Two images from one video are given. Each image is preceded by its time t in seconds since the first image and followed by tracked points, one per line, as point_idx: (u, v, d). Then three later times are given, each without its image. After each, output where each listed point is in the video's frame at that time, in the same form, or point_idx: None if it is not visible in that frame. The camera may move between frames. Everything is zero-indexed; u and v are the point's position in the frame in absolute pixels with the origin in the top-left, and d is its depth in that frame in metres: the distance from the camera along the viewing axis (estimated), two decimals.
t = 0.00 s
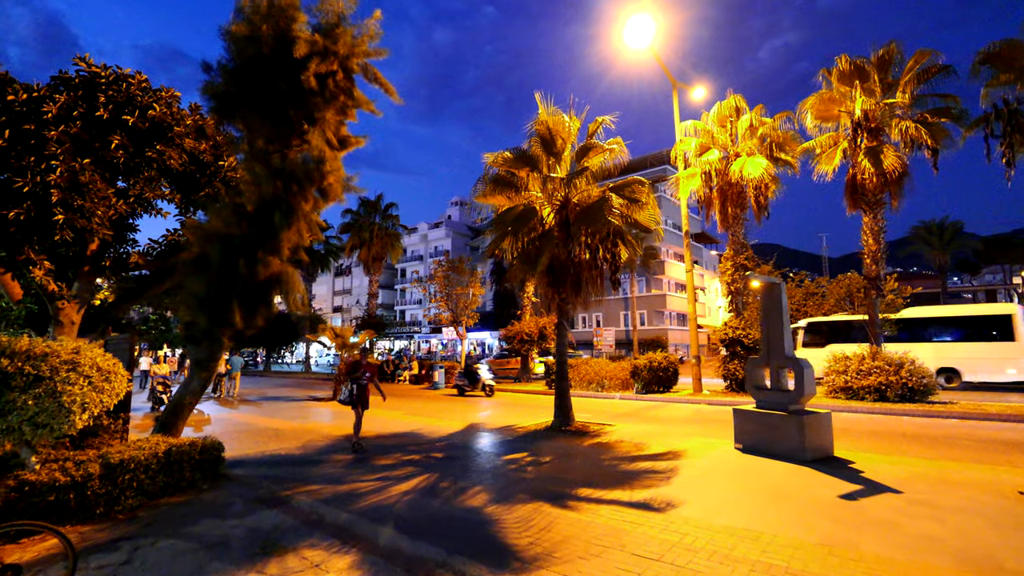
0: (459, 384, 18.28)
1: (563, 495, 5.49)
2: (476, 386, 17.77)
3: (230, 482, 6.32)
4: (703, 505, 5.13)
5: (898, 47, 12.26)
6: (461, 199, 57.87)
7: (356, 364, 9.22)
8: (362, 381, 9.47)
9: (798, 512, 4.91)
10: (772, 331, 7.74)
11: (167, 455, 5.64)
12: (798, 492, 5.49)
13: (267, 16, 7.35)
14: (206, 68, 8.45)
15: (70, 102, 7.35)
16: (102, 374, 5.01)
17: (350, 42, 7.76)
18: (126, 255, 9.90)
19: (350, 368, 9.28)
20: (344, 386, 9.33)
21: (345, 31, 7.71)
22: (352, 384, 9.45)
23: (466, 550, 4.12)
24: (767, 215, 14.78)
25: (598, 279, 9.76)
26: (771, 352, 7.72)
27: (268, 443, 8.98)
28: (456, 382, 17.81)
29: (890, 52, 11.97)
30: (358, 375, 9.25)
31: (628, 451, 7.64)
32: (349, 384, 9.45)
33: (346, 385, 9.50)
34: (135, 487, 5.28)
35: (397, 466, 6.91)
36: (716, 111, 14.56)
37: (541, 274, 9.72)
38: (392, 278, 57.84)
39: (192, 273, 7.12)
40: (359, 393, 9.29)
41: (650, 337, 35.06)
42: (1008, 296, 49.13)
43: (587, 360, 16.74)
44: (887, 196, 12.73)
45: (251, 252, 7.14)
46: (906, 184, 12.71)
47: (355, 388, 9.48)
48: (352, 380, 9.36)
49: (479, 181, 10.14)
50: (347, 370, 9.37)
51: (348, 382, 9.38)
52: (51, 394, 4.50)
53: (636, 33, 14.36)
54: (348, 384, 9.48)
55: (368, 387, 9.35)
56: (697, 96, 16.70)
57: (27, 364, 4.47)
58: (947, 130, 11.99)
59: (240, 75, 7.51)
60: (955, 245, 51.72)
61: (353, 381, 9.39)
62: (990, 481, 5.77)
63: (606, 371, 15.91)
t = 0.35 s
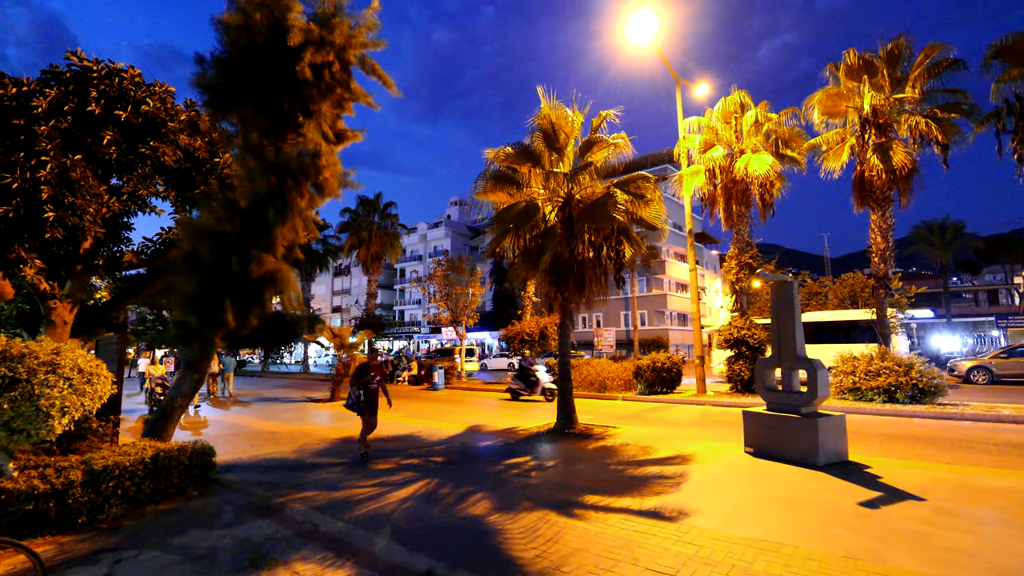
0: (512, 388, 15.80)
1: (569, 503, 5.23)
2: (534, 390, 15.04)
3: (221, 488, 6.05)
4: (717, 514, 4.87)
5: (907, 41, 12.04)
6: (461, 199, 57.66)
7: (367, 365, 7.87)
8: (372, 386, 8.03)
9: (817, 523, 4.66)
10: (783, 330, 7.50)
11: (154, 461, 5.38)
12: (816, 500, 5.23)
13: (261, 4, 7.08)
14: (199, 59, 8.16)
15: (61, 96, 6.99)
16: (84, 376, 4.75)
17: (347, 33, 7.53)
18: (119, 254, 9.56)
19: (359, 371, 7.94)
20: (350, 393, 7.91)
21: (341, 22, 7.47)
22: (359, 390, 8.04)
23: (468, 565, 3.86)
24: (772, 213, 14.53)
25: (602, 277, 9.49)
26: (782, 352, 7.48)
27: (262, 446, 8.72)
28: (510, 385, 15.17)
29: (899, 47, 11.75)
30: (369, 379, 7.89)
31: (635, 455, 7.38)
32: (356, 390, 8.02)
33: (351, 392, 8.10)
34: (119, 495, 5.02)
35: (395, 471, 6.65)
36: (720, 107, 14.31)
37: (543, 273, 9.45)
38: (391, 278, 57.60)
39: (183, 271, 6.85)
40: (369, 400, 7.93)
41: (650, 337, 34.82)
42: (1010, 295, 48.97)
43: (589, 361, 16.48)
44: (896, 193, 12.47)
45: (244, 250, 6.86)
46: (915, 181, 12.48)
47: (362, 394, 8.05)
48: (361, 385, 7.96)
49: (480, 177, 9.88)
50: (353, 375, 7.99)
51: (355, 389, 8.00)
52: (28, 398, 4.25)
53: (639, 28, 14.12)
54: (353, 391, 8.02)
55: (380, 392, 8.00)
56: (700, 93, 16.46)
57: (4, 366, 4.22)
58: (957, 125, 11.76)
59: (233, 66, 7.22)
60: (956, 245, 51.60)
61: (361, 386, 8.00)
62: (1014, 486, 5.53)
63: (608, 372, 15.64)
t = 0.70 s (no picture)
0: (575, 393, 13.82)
1: (576, 509, 4.97)
2: (601, 395, 12.60)
3: (211, 492, 5.79)
4: (732, 520, 4.62)
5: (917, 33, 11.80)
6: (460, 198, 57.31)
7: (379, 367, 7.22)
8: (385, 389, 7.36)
9: (839, 531, 4.40)
10: (796, 327, 7.26)
11: (140, 464, 5.12)
12: (837, 505, 4.97)
13: None
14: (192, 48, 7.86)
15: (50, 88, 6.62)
16: (63, 375, 4.48)
17: (344, 20, 7.31)
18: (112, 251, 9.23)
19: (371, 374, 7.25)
20: (363, 396, 7.26)
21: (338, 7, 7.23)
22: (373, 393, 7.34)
23: None
24: (778, 210, 14.28)
25: (607, 274, 9.22)
26: (793, 350, 7.24)
27: (258, 448, 8.46)
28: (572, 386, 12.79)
29: (909, 38, 11.51)
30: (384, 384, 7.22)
31: (643, 457, 7.11)
32: (370, 393, 7.31)
33: (364, 393, 7.40)
34: (101, 500, 4.76)
35: (393, 475, 6.39)
36: (725, 101, 14.05)
37: (546, 269, 9.19)
38: (391, 277, 57.31)
39: (171, 267, 6.59)
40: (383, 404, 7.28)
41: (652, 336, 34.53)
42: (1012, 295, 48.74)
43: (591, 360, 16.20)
44: (905, 189, 12.22)
45: (236, 244, 6.59)
46: (924, 177, 12.23)
47: (378, 397, 7.39)
48: (374, 388, 7.28)
49: (481, 171, 9.61)
50: (364, 376, 7.36)
51: (368, 391, 7.30)
52: None
53: (643, 21, 13.87)
54: (367, 394, 7.36)
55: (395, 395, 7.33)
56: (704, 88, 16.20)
57: None
58: (968, 119, 11.53)
59: (225, 53, 6.90)
60: (958, 244, 51.35)
61: (374, 389, 7.32)
62: None
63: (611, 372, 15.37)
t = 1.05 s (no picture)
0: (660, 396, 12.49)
1: (584, 521, 4.68)
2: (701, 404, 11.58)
3: (199, 503, 5.49)
4: (752, 534, 4.32)
5: (928, 26, 11.50)
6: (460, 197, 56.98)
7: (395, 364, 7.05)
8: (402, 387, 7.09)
9: (867, 545, 4.12)
10: (811, 328, 6.95)
11: (122, 474, 4.83)
12: (863, 518, 4.67)
13: None
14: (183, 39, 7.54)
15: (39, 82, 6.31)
16: (36, 379, 4.20)
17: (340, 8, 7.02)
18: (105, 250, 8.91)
19: (387, 372, 7.07)
20: (381, 398, 6.88)
21: None
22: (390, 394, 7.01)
23: None
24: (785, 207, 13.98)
25: (613, 272, 8.91)
26: (808, 351, 6.95)
27: (253, 453, 8.15)
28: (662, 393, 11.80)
29: (920, 31, 11.21)
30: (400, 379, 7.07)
31: (652, 463, 6.81)
32: (388, 393, 6.95)
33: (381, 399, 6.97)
34: (81, 513, 4.46)
35: (391, 483, 6.09)
36: (731, 97, 13.76)
37: (550, 267, 8.88)
38: (390, 277, 56.96)
39: (160, 265, 6.29)
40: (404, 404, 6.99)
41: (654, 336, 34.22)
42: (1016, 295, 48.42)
43: (595, 361, 15.89)
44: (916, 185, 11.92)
45: (227, 241, 6.30)
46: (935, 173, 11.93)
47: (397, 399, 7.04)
48: (393, 387, 6.97)
49: (483, 166, 9.31)
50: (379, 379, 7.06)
51: (386, 392, 6.98)
52: None
53: (647, 14, 13.57)
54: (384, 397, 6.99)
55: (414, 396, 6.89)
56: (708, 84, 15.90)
57: None
58: (981, 114, 11.25)
59: (216, 42, 6.60)
60: (961, 244, 51.03)
61: (391, 388, 7.03)
62: None
63: (615, 373, 15.08)
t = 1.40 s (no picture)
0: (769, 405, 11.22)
1: (595, 527, 4.45)
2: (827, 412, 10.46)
3: (191, 508, 5.27)
4: (772, 542, 4.11)
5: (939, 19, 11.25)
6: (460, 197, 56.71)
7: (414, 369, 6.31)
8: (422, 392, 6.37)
9: (897, 554, 3.89)
10: (826, 326, 6.73)
11: (109, 479, 4.60)
12: (886, 524, 4.45)
13: None
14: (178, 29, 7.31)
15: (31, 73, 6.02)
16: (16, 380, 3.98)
17: None
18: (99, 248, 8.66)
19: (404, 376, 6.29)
20: (398, 403, 6.22)
21: None
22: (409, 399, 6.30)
23: None
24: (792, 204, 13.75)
25: (619, 270, 8.67)
26: (823, 350, 6.72)
27: (250, 455, 7.91)
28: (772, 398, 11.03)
29: (931, 25, 10.97)
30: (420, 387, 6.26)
31: (662, 466, 6.57)
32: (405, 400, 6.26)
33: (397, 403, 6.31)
34: (65, 520, 4.24)
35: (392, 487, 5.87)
36: (737, 92, 13.52)
37: (554, 265, 8.64)
38: (390, 277, 56.63)
39: (151, 261, 6.05)
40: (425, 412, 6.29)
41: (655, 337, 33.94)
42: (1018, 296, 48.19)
43: (598, 361, 15.63)
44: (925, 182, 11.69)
45: (221, 237, 6.06)
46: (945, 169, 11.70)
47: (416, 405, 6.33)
48: (411, 392, 6.26)
49: (485, 161, 9.08)
50: (396, 383, 6.36)
51: (402, 397, 6.27)
52: None
53: (651, 8, 13.34)
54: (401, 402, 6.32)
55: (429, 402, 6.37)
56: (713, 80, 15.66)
57: None
58: (993, 109, 11.03)
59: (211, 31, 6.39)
60: (963, 244, 50.83)
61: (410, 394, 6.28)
62: None
63: (618, 373, 14.82)
